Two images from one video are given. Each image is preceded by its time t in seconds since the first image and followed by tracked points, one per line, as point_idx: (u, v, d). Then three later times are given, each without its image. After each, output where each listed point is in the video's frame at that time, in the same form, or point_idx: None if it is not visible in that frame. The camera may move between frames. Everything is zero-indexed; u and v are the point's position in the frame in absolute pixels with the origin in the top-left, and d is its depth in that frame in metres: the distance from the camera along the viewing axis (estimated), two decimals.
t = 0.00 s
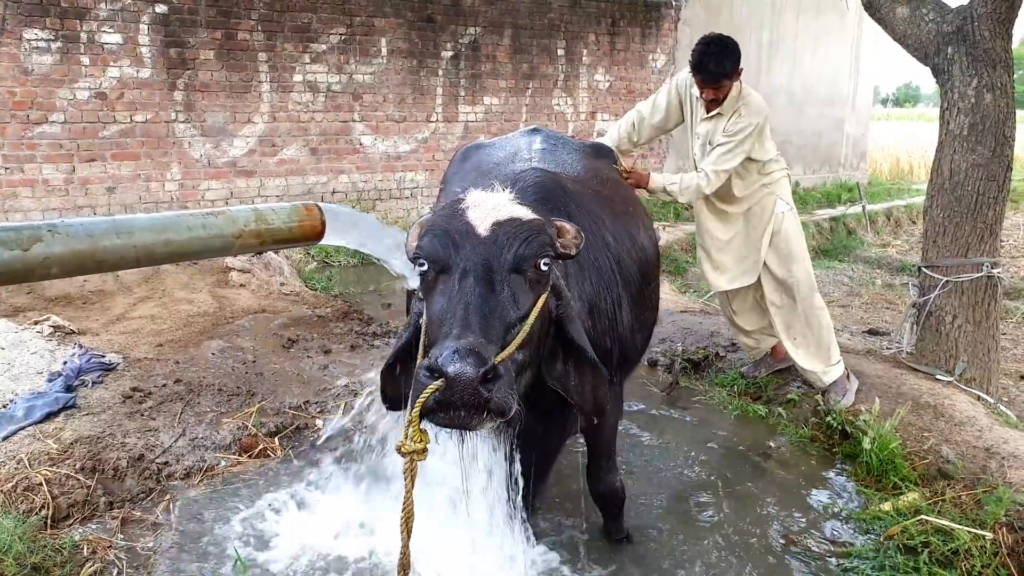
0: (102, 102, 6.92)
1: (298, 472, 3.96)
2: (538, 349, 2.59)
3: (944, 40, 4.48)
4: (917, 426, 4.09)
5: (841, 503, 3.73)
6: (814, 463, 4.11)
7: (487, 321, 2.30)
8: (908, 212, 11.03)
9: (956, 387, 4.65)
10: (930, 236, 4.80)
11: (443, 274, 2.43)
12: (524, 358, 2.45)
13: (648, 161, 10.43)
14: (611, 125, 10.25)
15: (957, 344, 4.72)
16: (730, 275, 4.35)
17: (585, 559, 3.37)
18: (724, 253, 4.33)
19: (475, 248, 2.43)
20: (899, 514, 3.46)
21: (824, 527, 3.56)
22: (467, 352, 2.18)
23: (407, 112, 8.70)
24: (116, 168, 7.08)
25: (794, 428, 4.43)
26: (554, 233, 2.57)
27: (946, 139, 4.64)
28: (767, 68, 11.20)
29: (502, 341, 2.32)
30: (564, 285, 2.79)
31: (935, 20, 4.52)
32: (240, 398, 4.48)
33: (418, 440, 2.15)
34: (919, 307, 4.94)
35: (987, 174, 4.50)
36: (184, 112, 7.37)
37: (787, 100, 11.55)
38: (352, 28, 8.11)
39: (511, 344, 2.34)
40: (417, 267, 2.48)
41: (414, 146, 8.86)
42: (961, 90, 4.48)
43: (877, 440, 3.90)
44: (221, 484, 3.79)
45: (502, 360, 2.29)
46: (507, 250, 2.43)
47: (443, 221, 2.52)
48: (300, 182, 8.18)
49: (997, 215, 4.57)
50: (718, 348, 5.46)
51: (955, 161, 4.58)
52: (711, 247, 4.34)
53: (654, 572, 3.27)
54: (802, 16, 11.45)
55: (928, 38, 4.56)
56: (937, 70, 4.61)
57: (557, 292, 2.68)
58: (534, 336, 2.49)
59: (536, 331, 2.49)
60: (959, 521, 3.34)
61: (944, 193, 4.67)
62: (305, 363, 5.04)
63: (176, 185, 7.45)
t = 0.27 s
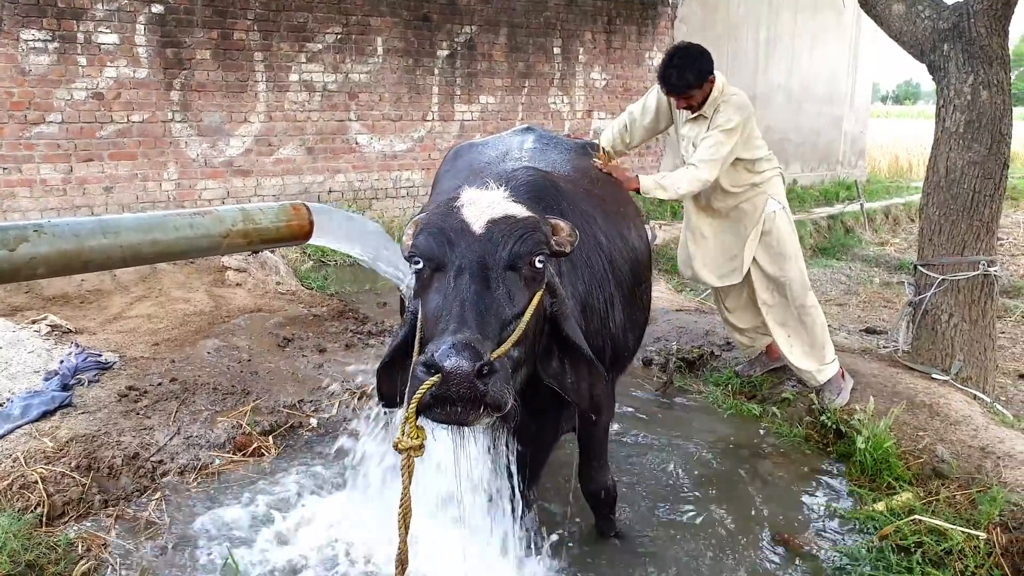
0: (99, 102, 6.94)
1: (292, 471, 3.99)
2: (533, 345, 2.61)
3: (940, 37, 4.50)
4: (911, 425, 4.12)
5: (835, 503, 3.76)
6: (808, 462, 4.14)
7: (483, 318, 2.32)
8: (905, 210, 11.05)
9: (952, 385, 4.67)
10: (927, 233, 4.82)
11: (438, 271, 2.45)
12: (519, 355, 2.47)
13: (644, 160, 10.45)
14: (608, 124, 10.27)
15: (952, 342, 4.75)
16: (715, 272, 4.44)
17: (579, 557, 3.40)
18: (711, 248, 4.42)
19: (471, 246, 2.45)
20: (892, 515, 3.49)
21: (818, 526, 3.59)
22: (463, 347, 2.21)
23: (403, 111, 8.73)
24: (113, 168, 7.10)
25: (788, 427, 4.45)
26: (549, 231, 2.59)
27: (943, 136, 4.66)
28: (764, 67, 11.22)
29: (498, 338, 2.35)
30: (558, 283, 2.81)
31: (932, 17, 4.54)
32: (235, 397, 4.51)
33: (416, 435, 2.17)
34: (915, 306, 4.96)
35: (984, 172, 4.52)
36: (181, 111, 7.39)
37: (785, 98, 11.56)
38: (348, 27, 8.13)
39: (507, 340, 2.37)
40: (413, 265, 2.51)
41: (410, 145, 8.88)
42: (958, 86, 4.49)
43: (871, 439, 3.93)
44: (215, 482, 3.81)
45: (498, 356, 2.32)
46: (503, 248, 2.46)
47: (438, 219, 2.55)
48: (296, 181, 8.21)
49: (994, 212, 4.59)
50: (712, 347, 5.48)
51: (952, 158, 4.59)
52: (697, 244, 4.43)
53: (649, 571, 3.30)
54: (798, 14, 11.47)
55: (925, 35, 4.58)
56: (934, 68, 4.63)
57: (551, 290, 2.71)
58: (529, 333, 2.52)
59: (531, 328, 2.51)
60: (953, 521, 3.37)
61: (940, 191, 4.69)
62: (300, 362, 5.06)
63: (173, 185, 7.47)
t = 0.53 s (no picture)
0: (76, 102, 6.94)
1: (262, 471, 3.97)
2: (490, 336, 2.60)
3: (905, 41, 4.54)
4: (875, 422, 4.14)
5: (797, 498, 3.78)
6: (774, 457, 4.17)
7: (423, 308, 2.33)
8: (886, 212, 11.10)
9: (917, 384, 4.68)
10: (893, 235, 4.85)
11: (390, 262, 2.46)
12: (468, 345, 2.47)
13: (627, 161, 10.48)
14: (591, 125, 10.29)
15: (918, 341, 4.77)
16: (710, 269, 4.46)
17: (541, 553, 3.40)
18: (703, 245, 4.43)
19: (422, 236, 2.44)
20: (851, 509, 3.52)
21: (779, 520, 3.61)
22: (395, 336, 2.23)
23: (385, 112, 8.71)
24: (90, 168, 7.09)
25: (755, 424, 4.47)
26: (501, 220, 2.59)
27: (907, 138, 4.69)
28: (746, 69, 11.28)
29: (438, 328, 2.35)
30: (523, 272, 2.81)
31: (897, 22, 4.57)
32: (206, 397, 4.49)
33: (352, 422, 2.18)
34: (882, 306, 5.00)
35: (947, 174, 4.55)
36: (159, 111, 7.36)
37: (767, 101, 11.62)
38: (329, 28, 8.12)
39: (449, 330, 2.37)
40: (369, 255, 2.52)
41: (393, 146, 8.86)
42: (922, 90, 4.52)
43: (834, 436, 3.96)
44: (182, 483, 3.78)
45: (435, 347, 2.32)
46: (452, 238, 2.46)
47: (394, 209, 2.54)
48: (277, 182, 8.19)
49: (957, 214, 4.62)
50: (686, 347, 5.49)
51: (916, 161, 4.63)
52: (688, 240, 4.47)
53: (609, 567, 3.30)
54: (781, 17, 11.52)
55: (890, 40, 4.62)
56: (900, 71, 4.66)
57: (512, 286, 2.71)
58: (481, 323, 2.51)
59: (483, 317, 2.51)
60: (909, 515, 3.40)
61: (905, 193, 4.72)
62: (273, 363, 5.05)
63: (152, 185, 7.45)
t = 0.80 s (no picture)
0: (73, 103, 6.93)
1: (259, 472, 3.97)
2: (473, 349, 2.60)
3: (902, 45, 4.55)
4: (872, 425, 4.14)
5: (795, 500, 3.79)
6: (771, 460, 4.18)
7: (386, 336, 2.30)
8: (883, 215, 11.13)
9: (914, 387, 4.69)
10: (890, 238, 4.86)
11: (367, 282, 2.46)
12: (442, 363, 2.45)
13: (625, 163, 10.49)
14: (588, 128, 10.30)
15: (915, 345, 4.78)
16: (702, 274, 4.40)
17: (536, 556, 3.40)
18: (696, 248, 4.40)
19: (395, 254, 2.42)
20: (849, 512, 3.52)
21: (777, 524, 3.61)
22: (352, 369, 2.19)
23: (383, 113, 8.71)
24: (87, 169, 7.09)
25: (753, 428, 4.47)
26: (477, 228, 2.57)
27: (905, 142, 4.70)
28: (743, 72, 11.30)
29: (401, 357, 2.31)
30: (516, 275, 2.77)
31: (894, 25, 4.58)
32: (202, 399, 4.48)
33: (323, 449, 2.24)
34: (879, 309, 5.01)
35: (944, 178, 4.56)
36: (157, 112, 7.36)
37: (764, 104, 11.64)
38: (327, 30, 8.11)
39: (415, 355, 2.35)
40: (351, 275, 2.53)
41: (390, 148, 8.86)
42: (919, 94, 4.53)
43: (831, 439, 3.96)
44: (179, 485, 3.78)
45: (396, 378, 2.29)
46: (423, 256, 2.42)
47: (371, 227, 2.54)
48: (274, 183, 8.18)
49: (954, 217, 4.63)
50: (683, 349, 5.49)
51: (913, 165, 4.63)
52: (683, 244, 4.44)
53: (605, 569, 3.30)
54: (778, 20, 11.54)
55: (887, 43, 4.63)
56: (897, 75, 4.67)
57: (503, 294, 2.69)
58: (457, 340, 2.49)
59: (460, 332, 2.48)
60: (907, 519, 3.41)
61: (902, 196, 4.73)
62: (270, 364, 5.04)
63: (149, 186, 7.44)
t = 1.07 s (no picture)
0: (76, 106, 6.95)
1: (260, 474, 3.97)
2: (443, 382, 2.58)
3: (904, 48, 4.55)
4: (874, 429, 4.14)
5: (798, 505, 3.78)
6: (774, 465, 4.17)
7: (336, 386, 2.25)
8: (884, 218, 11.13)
9: (916, 390, 4.68)
10: (892, 241, 4.86)
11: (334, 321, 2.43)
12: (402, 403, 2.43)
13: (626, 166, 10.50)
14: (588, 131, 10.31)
15: (917, 348, 4.78)
16: (695, 283, 4.38)
17: (536, 559, 3.40)
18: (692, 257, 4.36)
19: (356, 293, 2.36)
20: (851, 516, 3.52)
21: (780, 528, 3.60)
22: (300, 425, 2.18)
23: (384, 117, 8.72)
24: (90, 172, 7.10)
25: (754, 432, 4.47)
26: (441, 260, 2.46)
27: (907, 145, 4.70)
28: (744, 74, 11.31)
29: (351, 408, 2.27)
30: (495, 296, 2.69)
31: (896, 28, 4.59)
32: (204, 401, 4.48)
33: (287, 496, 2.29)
34: (881, 312, 5.01)
35: (946, 181, 4.56)
36: (159, 116, 7.37)
37: (764, 107, 11.65)
38: (328, 33, 8.13)
39: (368, 403, 2.31)
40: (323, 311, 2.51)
41: (391, 151, 8.87)
42: (921, 97, 4.54)
43: (833, 443, 3.96)
44: (181, 488, 3.78)
45: (344, 432, 2.26)
46: (382, 297, 2.35)
47: (340, 261, 2.48)
48: (275, 186, 8.19)
49: (957, 220, 4.63)
50: (684, 353, 5.49)
51: (915, 168, 4.63)
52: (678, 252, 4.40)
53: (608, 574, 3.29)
54: (779, 23, 11.56)
55: (889, 46, 4.63)
56: (898, 78, 4.68)
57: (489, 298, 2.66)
58: (418, 379, 2.45)
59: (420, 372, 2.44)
60: (909, 523, 3.41)
61: (904, 199, 4.73)
62: (271, 367, 5.04)
63: (150, 189, 7.45)
